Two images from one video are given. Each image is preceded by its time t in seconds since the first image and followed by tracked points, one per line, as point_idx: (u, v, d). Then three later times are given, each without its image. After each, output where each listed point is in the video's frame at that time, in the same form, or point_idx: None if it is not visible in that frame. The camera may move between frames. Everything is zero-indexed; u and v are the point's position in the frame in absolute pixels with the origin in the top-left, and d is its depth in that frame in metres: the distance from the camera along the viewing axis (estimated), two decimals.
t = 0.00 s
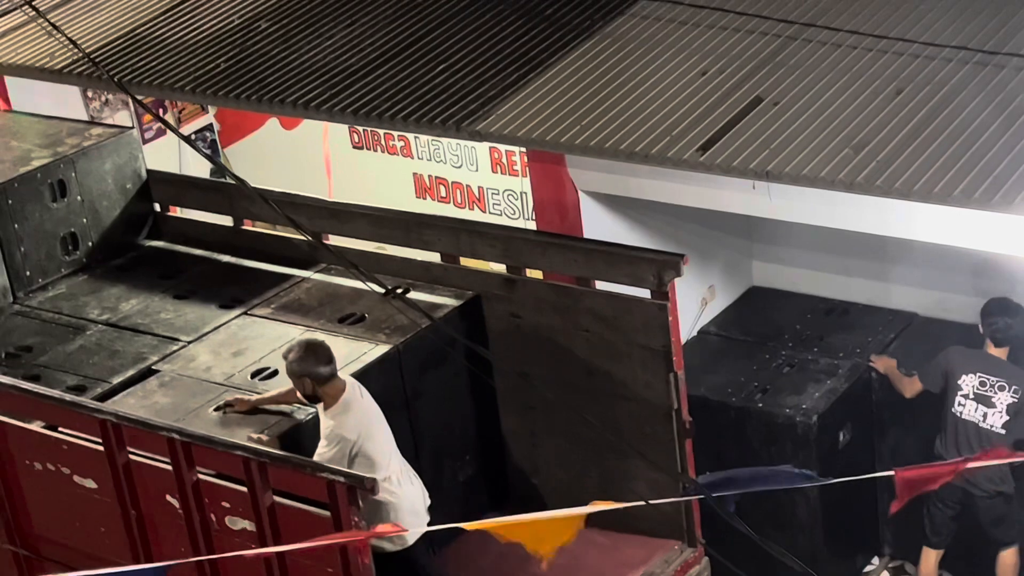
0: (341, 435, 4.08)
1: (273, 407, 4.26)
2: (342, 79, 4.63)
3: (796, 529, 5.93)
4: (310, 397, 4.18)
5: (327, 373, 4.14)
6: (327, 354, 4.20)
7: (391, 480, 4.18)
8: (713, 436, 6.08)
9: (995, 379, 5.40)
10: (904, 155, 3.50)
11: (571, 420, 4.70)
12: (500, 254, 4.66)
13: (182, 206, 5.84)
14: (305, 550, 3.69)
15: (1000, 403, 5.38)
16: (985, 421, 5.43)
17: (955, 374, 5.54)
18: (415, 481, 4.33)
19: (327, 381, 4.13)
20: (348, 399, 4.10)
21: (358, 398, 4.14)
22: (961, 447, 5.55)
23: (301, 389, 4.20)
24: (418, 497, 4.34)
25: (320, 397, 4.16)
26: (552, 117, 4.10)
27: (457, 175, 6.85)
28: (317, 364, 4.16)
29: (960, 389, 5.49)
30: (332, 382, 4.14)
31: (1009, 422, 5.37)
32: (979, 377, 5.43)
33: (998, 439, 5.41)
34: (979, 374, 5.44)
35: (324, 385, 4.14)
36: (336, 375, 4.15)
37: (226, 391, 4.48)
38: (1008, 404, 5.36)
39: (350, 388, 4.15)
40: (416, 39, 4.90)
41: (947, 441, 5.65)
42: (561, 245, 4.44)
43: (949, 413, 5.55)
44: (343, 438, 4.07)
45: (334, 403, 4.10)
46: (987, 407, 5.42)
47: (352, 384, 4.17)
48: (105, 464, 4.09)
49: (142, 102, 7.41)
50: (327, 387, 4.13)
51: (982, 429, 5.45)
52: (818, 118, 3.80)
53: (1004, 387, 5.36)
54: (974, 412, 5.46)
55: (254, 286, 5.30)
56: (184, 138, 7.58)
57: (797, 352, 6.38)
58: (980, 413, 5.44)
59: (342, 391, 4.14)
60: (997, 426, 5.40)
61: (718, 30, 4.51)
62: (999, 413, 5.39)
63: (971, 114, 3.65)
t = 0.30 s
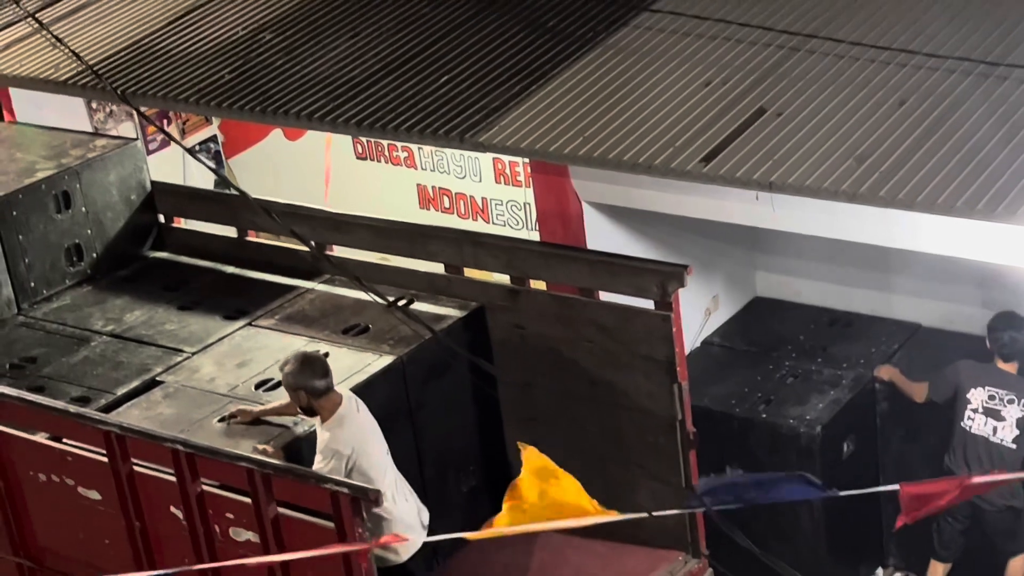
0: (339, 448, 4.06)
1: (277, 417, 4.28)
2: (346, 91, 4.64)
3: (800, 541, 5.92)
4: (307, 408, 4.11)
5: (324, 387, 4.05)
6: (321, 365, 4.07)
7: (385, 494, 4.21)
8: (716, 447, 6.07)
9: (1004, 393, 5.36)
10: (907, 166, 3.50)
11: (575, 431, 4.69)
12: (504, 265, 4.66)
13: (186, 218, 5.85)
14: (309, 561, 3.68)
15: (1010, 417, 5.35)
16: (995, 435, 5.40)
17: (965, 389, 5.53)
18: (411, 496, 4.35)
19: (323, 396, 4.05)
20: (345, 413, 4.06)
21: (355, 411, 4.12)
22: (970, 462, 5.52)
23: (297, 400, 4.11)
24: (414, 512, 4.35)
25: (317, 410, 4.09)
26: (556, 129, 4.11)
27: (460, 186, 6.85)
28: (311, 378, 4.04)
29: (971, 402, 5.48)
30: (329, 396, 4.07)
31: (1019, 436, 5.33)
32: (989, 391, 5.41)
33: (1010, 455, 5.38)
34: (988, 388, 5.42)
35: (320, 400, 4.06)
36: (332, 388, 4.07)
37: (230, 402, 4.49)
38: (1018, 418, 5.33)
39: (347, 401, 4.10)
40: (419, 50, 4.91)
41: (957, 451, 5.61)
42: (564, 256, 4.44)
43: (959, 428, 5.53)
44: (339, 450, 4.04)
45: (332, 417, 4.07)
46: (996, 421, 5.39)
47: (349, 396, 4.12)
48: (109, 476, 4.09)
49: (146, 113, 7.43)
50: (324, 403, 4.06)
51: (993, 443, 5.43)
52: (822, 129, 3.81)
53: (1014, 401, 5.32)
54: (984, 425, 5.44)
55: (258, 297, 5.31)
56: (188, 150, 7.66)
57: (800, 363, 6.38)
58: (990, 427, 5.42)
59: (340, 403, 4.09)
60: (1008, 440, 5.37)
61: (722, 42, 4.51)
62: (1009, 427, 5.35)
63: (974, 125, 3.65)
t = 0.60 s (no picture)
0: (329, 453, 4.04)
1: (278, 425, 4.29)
2: (348, 99, 4.65)
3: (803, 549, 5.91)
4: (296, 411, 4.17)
5: (316, 388, 4.16)
6: (316, 368, 4.23)
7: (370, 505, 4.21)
8: (719, 455, 6.07)
9: (1016, 407, 5.34)
10: (909, 174, 3.50)
11: (577, 440, 4.69)
12: (507, 273, 4.66)
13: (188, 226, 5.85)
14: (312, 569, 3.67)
15: None
16: (1010, 449, 5.38)
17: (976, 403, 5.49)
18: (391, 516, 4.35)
19: (315, 397, 4.13)
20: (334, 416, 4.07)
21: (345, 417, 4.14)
22: (984, 474, 5.51)
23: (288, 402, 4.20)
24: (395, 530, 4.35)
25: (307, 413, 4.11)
26: (559, 137, 4.11)
27: (462, 194, 6.85)
28: (305, 377, 4.18)
29: (982, 417, 5.45)
30: (320, 399, 4.12)
31: None
32: (1002, 405, 5.37)
33: None
34: (1000, 403, 5.39)
35: (311, 401, 4.11)
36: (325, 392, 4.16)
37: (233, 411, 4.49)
38: None
39: (338, 406, 4.12)
40: (422, 59, 4.92)
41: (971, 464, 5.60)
42: (568, 264, 4.44)
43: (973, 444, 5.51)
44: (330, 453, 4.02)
45: (321, 419, 4.07)
46: (1010, 435, 5.36)
47: (340, 402, 4.16)
48: (112, 485, 4.08)
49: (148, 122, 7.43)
50: (315, 403, 4.10)
51: (1007, 457, 5.40)
52: (823, 137, 3.81)
53: None
54: (997, 440, 5.42)
55: (260, 306, 5.31)
56: (190, 158, 7.64)
57: (802, 371, 6.37)
58: (1003, 442, 5.40)
59: (330, 408, 4.12)
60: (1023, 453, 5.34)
61: (724, 50, 4.52)
62: None
63: (977, 134, 3.65)
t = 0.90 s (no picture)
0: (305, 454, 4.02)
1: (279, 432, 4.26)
2: (350, 106, 4.65)
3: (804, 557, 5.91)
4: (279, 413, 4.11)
5: (300, 394, 4.06)
6: (300, 373, 4.09)
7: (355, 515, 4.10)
8: (720, 463, 6.07)
9: (1012, 417, 5.16)
10: (911, 181, 3.51)
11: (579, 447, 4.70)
12: (509, 279, 4.67)
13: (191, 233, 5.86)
14: None
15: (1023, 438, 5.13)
16: (1010, 459, 5.16)
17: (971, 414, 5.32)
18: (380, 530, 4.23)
19: (298, 402, 4.07)
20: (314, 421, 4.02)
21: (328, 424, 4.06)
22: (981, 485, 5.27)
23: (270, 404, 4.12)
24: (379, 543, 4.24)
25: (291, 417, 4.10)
26: (562, 145, 4.12)
27: (463, 201, 6.86)
28: (289, 383, 4.06)
29: (980, 429, 5.25)
30: (304, 404, 4.08)
31: None
32: (998, 415, 5.19)
33: None
34: (995, 414, 5.21)
35: (294, 407, 4.07)
36: (308, 397, 4.09)
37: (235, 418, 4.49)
38: None
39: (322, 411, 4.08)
40: (424, 66, 4.93)
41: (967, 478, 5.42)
42: (570, 271, 4.45)
43: (971, 458, 5.31)
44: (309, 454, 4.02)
45: (303, 425, 4.05)
46: (1008, 445, 5.16)
47: (325, 408, 4.09)
48: (114, 491, 4.08)
49: (150, 129, 7.44)
50: (297, 409, 4.07)
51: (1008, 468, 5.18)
52: (825, 144, 3.81)
53: None
54: (996, 451, 5.21)
55: (262, 312, 5.31)
56: (193, 164, 7.69)
57: (804, 378, 6.38)
58: (1002, 452, 5.18)
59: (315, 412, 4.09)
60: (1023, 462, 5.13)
61: (726, 57, 4.53)
62: None
63: (978, 141, 3.66)
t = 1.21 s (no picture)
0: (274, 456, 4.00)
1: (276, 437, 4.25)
2: (351, 111, 4.65)
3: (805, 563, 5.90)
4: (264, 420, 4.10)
5: (282, 406, 4.02)
6: (287, 384, 4.04)
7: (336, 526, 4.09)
8: (721, 468, 6.06)
9: (1012, 429, 5.01)
10: (911, 187, 3.51)
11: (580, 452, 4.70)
12: (510, 285, 4.66)
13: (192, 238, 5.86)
14: None
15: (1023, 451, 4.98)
16: (1011, 472, 5.01)
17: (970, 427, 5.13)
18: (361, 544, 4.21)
19: (280, 413, 4.04)
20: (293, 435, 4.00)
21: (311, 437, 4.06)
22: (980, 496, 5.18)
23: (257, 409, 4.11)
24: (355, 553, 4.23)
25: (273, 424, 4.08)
26: (562, 150, 4.12)
27: (464, 207, 6.86)
28: (272, 393, 4.02)
29: (979, 442, 5.08)
30: (288, 415, 4.06)
31: None
32: (997, 426, 5.03)
33: None
34: (995, 426, 5.05)
35: (277, 417, 4.05)
36: (292, 410, 4.05)
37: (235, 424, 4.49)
38: None
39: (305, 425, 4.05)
40: (425, 71, 4.93)
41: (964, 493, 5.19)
42: (570, 277, 4.45)
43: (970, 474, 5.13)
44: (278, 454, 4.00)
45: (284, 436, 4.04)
46: (1009, 458, 5.01)
47: (309, 422, 4.06)
48: (115, 497, 4.07)
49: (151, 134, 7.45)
50: (280, 419, 4.05)
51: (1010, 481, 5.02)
52: (825, 150, 3.81)
53: None
54: (996, 464, 5.04)
55: (263, 317, 5.31)
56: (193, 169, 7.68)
57: (805, 384, 6.37)
58: (1002, 465, 5.02)
59: (297, 425, 4.07)
60: None
61: (726, 63, 4.53)
62: None
63: (979, 147, 3.65)
